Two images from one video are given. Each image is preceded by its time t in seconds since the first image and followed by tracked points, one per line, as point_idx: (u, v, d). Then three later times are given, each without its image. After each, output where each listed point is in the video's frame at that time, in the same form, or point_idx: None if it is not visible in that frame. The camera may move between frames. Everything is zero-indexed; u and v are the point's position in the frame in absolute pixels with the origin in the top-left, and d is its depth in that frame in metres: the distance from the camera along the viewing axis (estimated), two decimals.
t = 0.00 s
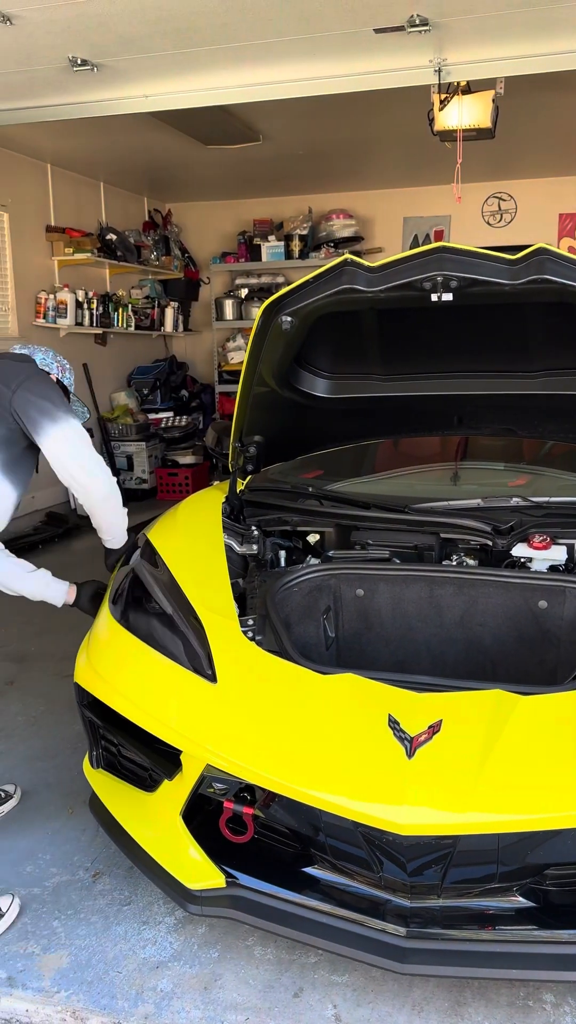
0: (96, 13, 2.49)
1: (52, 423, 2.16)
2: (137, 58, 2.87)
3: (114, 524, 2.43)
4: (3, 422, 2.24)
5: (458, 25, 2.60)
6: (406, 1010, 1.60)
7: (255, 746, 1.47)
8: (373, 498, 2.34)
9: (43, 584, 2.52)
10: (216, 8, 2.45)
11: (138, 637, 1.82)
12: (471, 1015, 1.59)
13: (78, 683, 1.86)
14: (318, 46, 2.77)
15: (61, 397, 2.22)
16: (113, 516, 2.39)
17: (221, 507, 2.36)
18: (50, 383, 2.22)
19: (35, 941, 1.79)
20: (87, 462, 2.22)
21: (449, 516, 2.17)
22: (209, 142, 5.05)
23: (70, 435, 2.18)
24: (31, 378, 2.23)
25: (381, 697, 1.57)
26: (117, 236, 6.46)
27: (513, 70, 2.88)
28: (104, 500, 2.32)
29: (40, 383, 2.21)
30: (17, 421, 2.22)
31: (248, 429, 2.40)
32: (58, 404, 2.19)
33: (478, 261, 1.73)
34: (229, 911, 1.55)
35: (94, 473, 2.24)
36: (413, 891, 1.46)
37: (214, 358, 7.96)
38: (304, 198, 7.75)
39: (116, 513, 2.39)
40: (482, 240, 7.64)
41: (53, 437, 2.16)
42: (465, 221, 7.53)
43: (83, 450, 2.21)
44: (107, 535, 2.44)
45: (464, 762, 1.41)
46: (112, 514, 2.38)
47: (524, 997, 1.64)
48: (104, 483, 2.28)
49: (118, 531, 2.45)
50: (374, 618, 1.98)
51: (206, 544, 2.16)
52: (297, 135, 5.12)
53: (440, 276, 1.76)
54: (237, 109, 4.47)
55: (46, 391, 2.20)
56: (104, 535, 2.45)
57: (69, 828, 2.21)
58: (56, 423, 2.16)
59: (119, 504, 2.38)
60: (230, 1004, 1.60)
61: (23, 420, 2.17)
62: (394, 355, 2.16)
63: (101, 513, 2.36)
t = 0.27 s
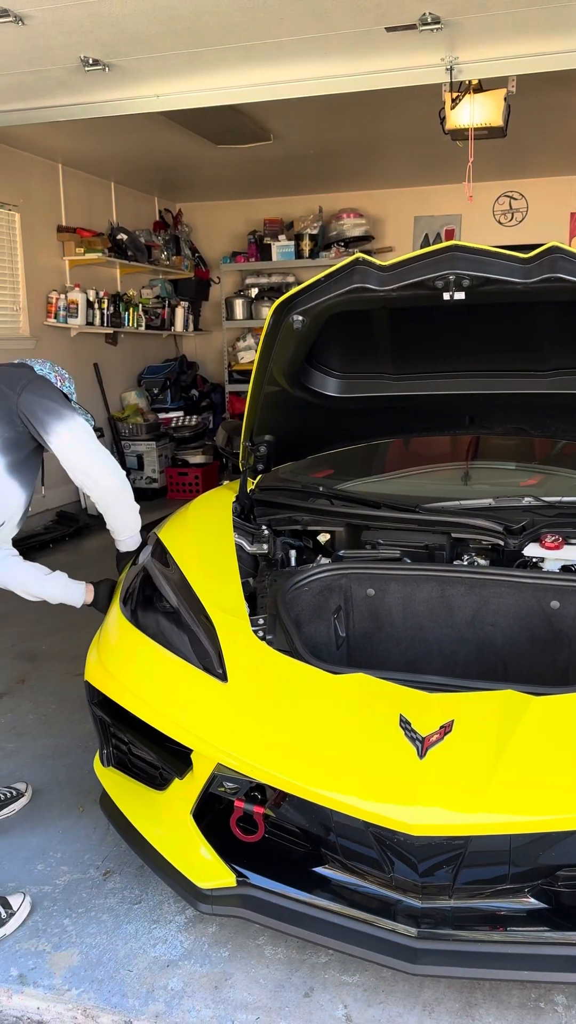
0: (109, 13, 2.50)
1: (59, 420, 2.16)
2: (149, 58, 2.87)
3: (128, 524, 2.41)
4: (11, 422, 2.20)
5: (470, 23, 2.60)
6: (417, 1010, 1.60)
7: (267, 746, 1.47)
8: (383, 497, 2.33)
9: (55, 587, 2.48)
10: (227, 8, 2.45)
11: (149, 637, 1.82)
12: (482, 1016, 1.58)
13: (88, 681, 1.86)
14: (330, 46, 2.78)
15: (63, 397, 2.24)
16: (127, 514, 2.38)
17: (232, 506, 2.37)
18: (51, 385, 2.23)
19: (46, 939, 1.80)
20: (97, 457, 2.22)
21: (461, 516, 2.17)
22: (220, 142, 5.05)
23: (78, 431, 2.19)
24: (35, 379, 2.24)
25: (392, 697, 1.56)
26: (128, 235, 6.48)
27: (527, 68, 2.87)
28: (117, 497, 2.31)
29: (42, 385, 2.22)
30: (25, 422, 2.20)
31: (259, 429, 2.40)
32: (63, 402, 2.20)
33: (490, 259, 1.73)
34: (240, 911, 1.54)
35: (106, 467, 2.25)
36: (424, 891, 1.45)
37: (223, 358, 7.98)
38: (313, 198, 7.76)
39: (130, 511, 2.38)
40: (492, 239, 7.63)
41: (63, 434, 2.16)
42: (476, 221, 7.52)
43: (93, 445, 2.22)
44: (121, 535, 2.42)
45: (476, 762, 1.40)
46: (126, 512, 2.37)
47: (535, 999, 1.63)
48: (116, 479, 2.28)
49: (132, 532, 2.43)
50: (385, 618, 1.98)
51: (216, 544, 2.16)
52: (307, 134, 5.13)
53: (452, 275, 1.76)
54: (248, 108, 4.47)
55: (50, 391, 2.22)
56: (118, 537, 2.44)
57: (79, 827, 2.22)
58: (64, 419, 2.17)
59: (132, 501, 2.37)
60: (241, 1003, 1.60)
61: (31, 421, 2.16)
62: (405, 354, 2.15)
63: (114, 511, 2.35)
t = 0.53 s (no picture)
0: (119, 13, 2.50)
1: (76, 413, 2.05)
2: (159, 58, 2.88)
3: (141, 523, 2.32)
4: (28, 417, 2.05)
5: (482, 22, 2.60)
6: (426, 1010, 1.60)
7: (276, 745, 1.47)
8: (392, 497, 2.33)
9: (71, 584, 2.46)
10: (237, 7, 2.45)
11: (158, 637, 1.82)
12: (491, 1017, 1.58)
13: (98, 680, 1.87)
14: (339, 45, 2.78)
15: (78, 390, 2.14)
16: (140, 513, 2.28)
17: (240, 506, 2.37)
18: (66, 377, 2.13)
19: (55, 937, 1.80)
20: (114, 453, 2.12)
21: (471, 515, 2.17)
22: (229, 141, 5.06)
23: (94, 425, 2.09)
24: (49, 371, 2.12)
25: (401, 697, 1.56)
26: (137, 235, 6.49)
27: (539, 66, 2.87)
28: (131, 495, 2.21)
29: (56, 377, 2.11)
30: (43, 416, 2.06)
31: (268, 429, 2.40)
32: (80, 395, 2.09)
33: (501, 258, 1.72)
34: (249, 910, 1.54)
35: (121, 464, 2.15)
36: (433, 892, 1.45)
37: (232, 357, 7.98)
38: (322, 197, 7.76)
39: (144, 510, 2.28)
40: (501, 239, 7.62)
41: (80, 428, 2.05)
42: (485, 220, 7.51)
43: (108, 440, 2.11)
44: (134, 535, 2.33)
45: (485, 763, 1.39)
46: (141, 511, 2.27)
47: (545, 1000, 1.62)
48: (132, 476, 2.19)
49: (144, 531, 2.34)
50: (394, 618, 1.97)
51: (225, 544, 2.16)
52: (316, 134, 5.13)
53: (462, 274, 1.75)
54: (258, 107, 4.47)
55: (64, 383, 2.10)
56: (131, 536, 2.35)
57: (88, 825, 2.22)
58: (80, 412, 2.06)
59: (147, 500, 2.28)
60: (250, 1003, 1.60)
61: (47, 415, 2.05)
62: (415, 352, 2.15)
63: (129, 510, 2.25)
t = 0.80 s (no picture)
0: (126, 12, 2.51)
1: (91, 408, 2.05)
2: (165, 57, 2.88)
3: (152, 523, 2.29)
4: (44, 414, 2.06)
5: (489, 21, 2.60)
6: (431, 1010, 1.59)
7: (281, 745, 1.46)
8: (398, 497, 2.33)
9: (79, 581, 2.44)
10: (243, 6, 2.45)
11: (164, 636, 1.82)
12: (496, 1017, 1.58)
13: (103, 679, 1.87)
14: (345, 44, 2.78)
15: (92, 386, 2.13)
16: (151, 512, 2.26)
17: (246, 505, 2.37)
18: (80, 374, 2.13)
19: (61, 935, 1.81)
20: (128, 449, 2.11)
21: (477, 515, 2.16)
22: (235, 141, 5.06)
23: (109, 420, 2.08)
24: (64, 370, 2.13)
25: (407, 698, 1.55)
26: (143, 234, 6.50)
27: (547, 65, 2.86)
28: (143, 492, 2.19)
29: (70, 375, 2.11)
30: (58, 414, 2.07)
31: (274, 429, 2.40)
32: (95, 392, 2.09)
33: (508, 258, 1.72)
34: (254, 910, 1.54)
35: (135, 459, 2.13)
36: (438, 892, 1.45)
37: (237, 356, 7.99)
38: (328, 197, 7.76)
39: (155, 508, 2.26)
40: (508, 239, 7.61)
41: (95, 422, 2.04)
42: (492, 220, 7.50)
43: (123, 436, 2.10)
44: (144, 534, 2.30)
45: (491, 763, 1.39)
46: (152, 509, 2.25)
47: (550, 1001, 1.62)
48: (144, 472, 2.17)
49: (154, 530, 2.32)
50: (400, 617, 1.97)
51: (230, 543, 2.16)
52: (322, 133, 5.13)
53: (469, 274, 1.75)
54: (264, 106, 4.47)
55: (79, 379, 2.10)
56: (141, 536, 2.32)
57: (94, 824, 2.22)
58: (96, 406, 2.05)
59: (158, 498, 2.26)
60: (254, 1002, 1.60)
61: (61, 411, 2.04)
62: (421, 352, 2.15)
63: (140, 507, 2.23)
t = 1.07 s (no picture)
0: (130, 12, 2.51)
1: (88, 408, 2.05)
2: (170, 56, 2.88)
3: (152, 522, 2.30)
4: (46, 415, 2.07)
5: (493, 20, 2.59)
6: (434, 1011, 1.59)
7: (284, 745, 1.46)
8: (402, 496, 2.32)
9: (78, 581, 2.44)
10: (247, 5, 2.45)
11: (167, 636, 1.82)
12: (499, 1017, 1.58)
13: (106, 679, 1.87)
14: (349, 43, 2.78)
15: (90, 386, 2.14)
16: (150, 511, 2.27)
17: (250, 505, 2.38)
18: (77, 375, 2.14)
19: (64, 934, 1.81)
20: (124, 448, 2.11)
21: (481, 514, 2.16)
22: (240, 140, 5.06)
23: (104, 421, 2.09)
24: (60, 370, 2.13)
25: (411, 698, 1.55)
26: (148, 233, 6.50)
27: (552, 64, 2.85)
28: (139, 492, 2.20)
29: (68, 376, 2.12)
30: (58, 415, 2.07)
31: (277, 428, 2.40)
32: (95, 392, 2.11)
33: (512, 257, 1.71)
34: (257, 909, 1.54)
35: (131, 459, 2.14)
36: (442, 893, 1.44)
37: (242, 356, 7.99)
38: (333, 196, 7.76)
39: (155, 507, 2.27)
40: (513, 238, 7.59)
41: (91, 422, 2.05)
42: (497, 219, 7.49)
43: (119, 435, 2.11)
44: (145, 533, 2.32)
45: (494, 764, 1.39)
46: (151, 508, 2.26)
47: (553, 1002, 1.62)
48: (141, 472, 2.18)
49: (153, 529, 2.33)
50: (403, 617, 1.97)
51: (234, 543, 2.16)
52: (327, 132, 5.12)
53: (473, 273, 1.74)
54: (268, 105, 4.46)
55: (75, 380, 2.11)
56: (142, 535, 2.33)
57: (97, 823, 2.23)
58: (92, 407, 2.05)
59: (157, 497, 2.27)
60: (257, 1002, 1.60)
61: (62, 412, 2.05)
62: (426, 351, 2.14)
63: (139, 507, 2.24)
